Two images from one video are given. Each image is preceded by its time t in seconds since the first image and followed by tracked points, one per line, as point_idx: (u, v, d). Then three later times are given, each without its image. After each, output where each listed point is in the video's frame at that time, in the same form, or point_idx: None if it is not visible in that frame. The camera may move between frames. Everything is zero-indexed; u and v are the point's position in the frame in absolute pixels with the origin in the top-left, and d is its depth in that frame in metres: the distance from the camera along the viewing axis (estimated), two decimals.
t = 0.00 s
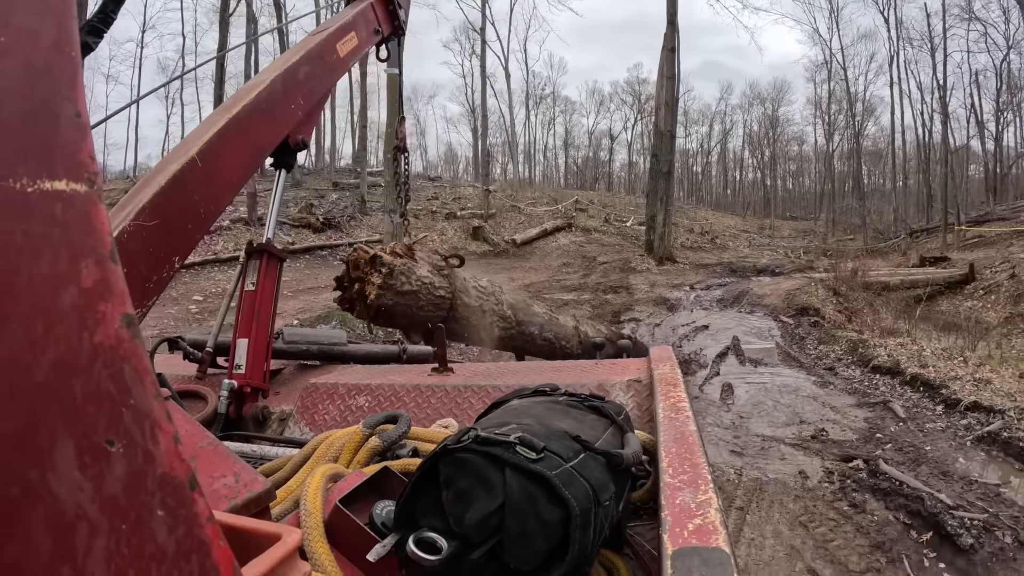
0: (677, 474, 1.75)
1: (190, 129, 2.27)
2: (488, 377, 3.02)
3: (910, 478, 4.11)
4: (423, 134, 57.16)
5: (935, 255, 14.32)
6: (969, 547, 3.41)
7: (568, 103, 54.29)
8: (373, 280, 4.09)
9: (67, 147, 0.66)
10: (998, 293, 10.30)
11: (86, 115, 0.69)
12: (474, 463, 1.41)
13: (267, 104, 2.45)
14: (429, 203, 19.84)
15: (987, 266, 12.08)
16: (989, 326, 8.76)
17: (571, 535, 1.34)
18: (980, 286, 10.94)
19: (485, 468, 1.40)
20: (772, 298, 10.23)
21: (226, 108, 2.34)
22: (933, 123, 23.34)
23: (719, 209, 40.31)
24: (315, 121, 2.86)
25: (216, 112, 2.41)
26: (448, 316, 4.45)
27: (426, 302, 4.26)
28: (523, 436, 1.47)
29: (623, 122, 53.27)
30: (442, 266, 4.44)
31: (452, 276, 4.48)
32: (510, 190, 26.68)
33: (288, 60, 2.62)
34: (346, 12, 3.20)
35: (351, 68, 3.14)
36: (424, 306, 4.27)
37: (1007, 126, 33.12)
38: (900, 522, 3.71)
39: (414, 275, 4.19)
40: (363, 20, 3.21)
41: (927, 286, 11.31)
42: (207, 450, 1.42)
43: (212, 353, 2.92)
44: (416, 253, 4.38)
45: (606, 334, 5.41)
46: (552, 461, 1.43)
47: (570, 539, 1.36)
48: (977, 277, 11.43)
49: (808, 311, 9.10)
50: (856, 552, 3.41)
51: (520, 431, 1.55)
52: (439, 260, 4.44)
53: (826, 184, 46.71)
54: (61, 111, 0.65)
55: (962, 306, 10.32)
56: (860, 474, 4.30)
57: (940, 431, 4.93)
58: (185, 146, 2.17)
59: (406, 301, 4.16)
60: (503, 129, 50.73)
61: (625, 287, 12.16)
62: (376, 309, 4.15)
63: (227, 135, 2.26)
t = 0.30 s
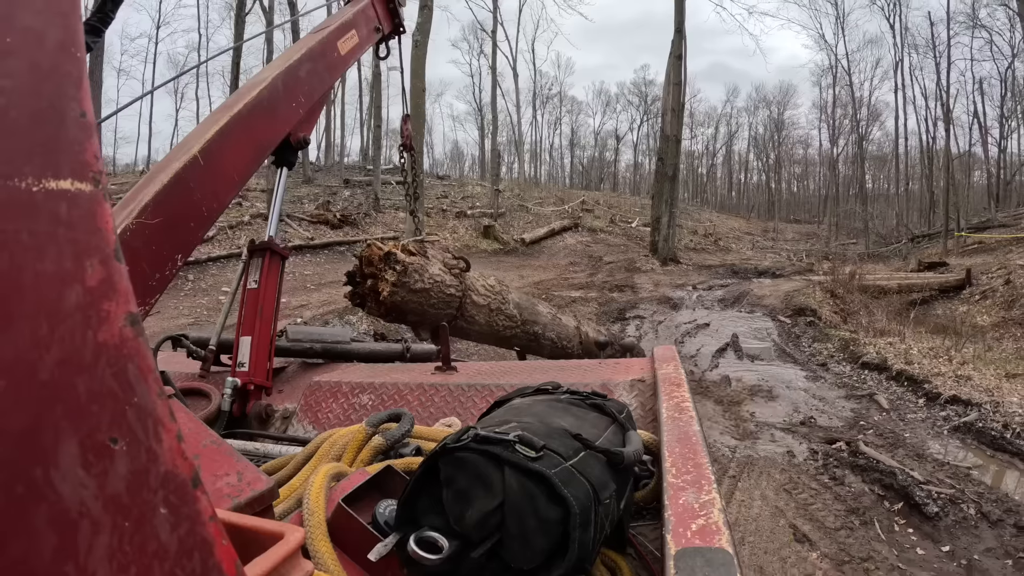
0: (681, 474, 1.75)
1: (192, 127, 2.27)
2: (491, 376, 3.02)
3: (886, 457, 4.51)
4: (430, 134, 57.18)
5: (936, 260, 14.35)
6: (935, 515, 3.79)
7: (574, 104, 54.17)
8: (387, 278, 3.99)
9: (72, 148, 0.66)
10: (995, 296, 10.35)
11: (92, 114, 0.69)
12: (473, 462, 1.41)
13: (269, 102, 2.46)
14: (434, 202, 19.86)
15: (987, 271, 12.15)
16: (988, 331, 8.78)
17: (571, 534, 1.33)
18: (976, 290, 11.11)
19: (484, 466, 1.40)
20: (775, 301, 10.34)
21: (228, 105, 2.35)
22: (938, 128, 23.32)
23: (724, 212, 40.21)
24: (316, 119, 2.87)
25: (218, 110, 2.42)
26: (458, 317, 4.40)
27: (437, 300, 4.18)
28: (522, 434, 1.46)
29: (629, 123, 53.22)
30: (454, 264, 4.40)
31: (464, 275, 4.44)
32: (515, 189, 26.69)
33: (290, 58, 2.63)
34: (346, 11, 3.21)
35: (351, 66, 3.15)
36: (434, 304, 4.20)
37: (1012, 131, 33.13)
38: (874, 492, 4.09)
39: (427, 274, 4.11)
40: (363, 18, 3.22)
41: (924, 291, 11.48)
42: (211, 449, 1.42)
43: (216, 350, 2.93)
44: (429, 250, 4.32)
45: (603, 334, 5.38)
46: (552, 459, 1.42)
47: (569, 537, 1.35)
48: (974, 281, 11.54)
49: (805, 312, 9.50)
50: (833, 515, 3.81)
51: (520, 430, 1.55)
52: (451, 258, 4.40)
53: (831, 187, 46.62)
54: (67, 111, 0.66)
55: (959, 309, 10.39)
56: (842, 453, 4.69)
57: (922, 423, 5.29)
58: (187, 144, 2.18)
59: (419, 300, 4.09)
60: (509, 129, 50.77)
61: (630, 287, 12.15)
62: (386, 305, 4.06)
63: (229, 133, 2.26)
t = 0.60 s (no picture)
0: (672, 470, 1.76)
1: (195, 116, 2.27)
2: (485, 369, 3.03)
3: (861, 433, 4.83)
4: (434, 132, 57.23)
5: (933, 262, 14.41)
6: (902, 480, 4.18)
7: (578, 103, 54.08)
8: (397, 265, 3.86)
9: (70, 130, 0.66)
10: (990, 298, 10.40)
11: (90, 99, 0.69)
12: (463, 453, 1.42)
13: (272, 92, 2.45)
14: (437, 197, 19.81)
15: (981, 273, 12.23)
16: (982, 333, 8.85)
17: (559, 525, 1.34)
18: (971, 291, 11.18)
19: (473, 458, 1.40)
20: (774, 301, 10.37)
21: (232, 95, 2.35)
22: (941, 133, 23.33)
23: (727, 214, 40.23)
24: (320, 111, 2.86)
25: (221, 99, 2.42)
26: (460, 306, 4.33)
27: (442, 290, 4.09)
28: (512, 426, 1.46)
29: (632, 123, 53.29)
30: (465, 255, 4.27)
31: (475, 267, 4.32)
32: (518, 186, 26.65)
33: (294, 49, 2.63)
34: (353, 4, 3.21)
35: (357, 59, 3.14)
36: (438, 294, 4.10)
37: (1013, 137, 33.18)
38: (848, 460, 4.44)
39: (436, 265, 4.00)
40: (370, 11, 3.22)
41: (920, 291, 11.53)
42: (204, 437, 1.43)
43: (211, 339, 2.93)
44: (442, 239, 4.16)
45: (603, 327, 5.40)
46: (541, 451, 1.43)
47: (558, 529, 1.36)
48: (969, 283, 11.61)
49: (799, 308, 9.72)
50: (808, 474, 4.14)
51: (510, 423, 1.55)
52: (462, 249, 4.27)
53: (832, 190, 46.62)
54: (65, 93, 0.66)
55: (953, 310, 10.45)
56: (822, 428, 4.99)
57: (900, 406, 5.73)
58: (189, 133, 2.18)
59: (424, 289, 4.00)
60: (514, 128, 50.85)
61: (632, 285, 12.21)
62: (391, 290, 3.97)
63: (232, 122, 2.26)
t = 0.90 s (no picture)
0: (659, 466, 1.77)
1: (186, 110, 2.26)
2: (473, 365, 3.04)
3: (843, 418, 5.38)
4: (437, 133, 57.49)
5: (931, 264, 14.51)
6: (875, 455, 4.76)
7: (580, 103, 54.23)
8: (421, 232, 3.89)
9: (59, 121, 0.66)
10: (983, 299, 10.50)
11: (80, 90, 0.69)
12: (450, 448, 1.43)
13: (264, 87, 2.45)
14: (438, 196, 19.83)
15: (975, 274, 12.34)
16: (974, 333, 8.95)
17: (546, 521, 1.35)
18: (964, 293, 11.28)
19: (461, 452, 1.41)
20: (772, 300, 10.44)
21: (224, 89, 2.35)
22: (940, 136, 23.46)
23: (727, 215, 40.41)
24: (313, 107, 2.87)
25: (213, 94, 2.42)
26: (473, 279, 4.33)
27: (460, 262, 4.11)
28: (499, 421, 1.48)
29: (633, 125, 53.52)
30: (484, 230, 4.28)
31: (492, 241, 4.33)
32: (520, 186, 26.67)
33: (287, 44, 2.63)
34: None
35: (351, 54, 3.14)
36: (456, 265, 4.12)
37: (1011, 141, 33.34)
38: (828, 438, 5.06)
39: (456, 237, 4.01)
40: (364, 6, 3.22)
41: (914, 292, 11.67)
42: (193, 432, 1.43)
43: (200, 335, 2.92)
44: (464, 213, 4.17)
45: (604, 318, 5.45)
46: (528, 447, 1.44)
47: (545, 523, 1.37)
48: (963, 284, 11.72)
49: (793, 305, 9.93)
50: (791, 449, 4.79)
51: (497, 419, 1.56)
52: (482, 224, 4.27)
53: (831, 192, 46.82)
54: (56, 84, 0.66)
55: (946, 310, 10.55)
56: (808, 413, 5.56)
57: (882, 395, 6.27)
58: (180, 127, 2.17)
59: (444, 258, 4.02)
60: (516, 129, 51.07)
61: (633, 283, 12.34)
62: (412, 256, 3.99)
63: (224, 116, 2.26)
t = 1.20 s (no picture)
0: (654, 472, 1.77)
1: (182, 112, 2.26)
2: (469, 371, 3.03)
3: (827, 408, 5.83)
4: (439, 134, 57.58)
5: (927, 267, 14.58)
6: (854, 439, 5.24)
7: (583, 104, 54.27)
8: (432, 220, 3.85)
9: (56, 125, 0.66)
10: (978, 302, 10.57)
11: (77, 92, 0.69)
12: (445, 454, 1.42)
13: (261, 90, 2.45)
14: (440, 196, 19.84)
15: (971, 277, 12.42)
16: (967, 334, 9.02)
17: (541, 527, 1.34)
18: (959, 295, 11.33)
19: (456, 459, 1.41)
20: (771, 301, 10.49)
21: (220, 91, 2.34)
22: (941, 140, 23.50)
23: (728, 216, 40.48)
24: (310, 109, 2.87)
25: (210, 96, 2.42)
26: (481, 270, 4.31)
27: (469, 251, 4.08)
28: (494, 427, 1.47)
29: (635, 127, 53.61)
30: (492, 220, 4.27)
31: (500, 232, 4.31)
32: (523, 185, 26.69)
33: (284, 47, 2.63)
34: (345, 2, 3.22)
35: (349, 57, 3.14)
36: (465, 255, 4.09)
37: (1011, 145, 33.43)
38: (811, 425, 5.49)
39: (467, 225, 3.98)
40: (362, 9, 3.23)
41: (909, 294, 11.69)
42: (187, 436, 1.42)
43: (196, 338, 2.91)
44: (473, 203, 4.15)
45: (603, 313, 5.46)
46: (523, 453, 1.43)
47: (540, 530, 1.36)
48: (958, 287, 11.79)
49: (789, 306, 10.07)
50: (776, 432, 5.27)
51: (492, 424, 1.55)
52: (490, 214, 4.26)
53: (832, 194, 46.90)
54: (52, 87, 0.66)
55: (942, 312, 10.60)
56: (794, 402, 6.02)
57: (867, 388, 6.72)
58: (176, 130, 2.17)
59: (455, 247, 3.99)
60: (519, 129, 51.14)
61: (634, 283, 12.37)
62: (422, 245, 3.94)
63: (220, 119, 2.26)
